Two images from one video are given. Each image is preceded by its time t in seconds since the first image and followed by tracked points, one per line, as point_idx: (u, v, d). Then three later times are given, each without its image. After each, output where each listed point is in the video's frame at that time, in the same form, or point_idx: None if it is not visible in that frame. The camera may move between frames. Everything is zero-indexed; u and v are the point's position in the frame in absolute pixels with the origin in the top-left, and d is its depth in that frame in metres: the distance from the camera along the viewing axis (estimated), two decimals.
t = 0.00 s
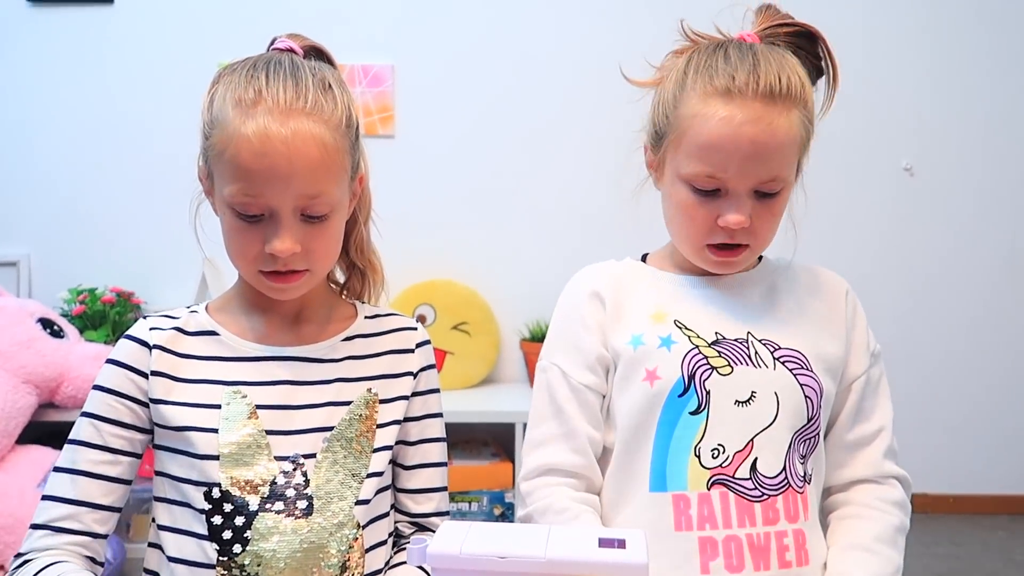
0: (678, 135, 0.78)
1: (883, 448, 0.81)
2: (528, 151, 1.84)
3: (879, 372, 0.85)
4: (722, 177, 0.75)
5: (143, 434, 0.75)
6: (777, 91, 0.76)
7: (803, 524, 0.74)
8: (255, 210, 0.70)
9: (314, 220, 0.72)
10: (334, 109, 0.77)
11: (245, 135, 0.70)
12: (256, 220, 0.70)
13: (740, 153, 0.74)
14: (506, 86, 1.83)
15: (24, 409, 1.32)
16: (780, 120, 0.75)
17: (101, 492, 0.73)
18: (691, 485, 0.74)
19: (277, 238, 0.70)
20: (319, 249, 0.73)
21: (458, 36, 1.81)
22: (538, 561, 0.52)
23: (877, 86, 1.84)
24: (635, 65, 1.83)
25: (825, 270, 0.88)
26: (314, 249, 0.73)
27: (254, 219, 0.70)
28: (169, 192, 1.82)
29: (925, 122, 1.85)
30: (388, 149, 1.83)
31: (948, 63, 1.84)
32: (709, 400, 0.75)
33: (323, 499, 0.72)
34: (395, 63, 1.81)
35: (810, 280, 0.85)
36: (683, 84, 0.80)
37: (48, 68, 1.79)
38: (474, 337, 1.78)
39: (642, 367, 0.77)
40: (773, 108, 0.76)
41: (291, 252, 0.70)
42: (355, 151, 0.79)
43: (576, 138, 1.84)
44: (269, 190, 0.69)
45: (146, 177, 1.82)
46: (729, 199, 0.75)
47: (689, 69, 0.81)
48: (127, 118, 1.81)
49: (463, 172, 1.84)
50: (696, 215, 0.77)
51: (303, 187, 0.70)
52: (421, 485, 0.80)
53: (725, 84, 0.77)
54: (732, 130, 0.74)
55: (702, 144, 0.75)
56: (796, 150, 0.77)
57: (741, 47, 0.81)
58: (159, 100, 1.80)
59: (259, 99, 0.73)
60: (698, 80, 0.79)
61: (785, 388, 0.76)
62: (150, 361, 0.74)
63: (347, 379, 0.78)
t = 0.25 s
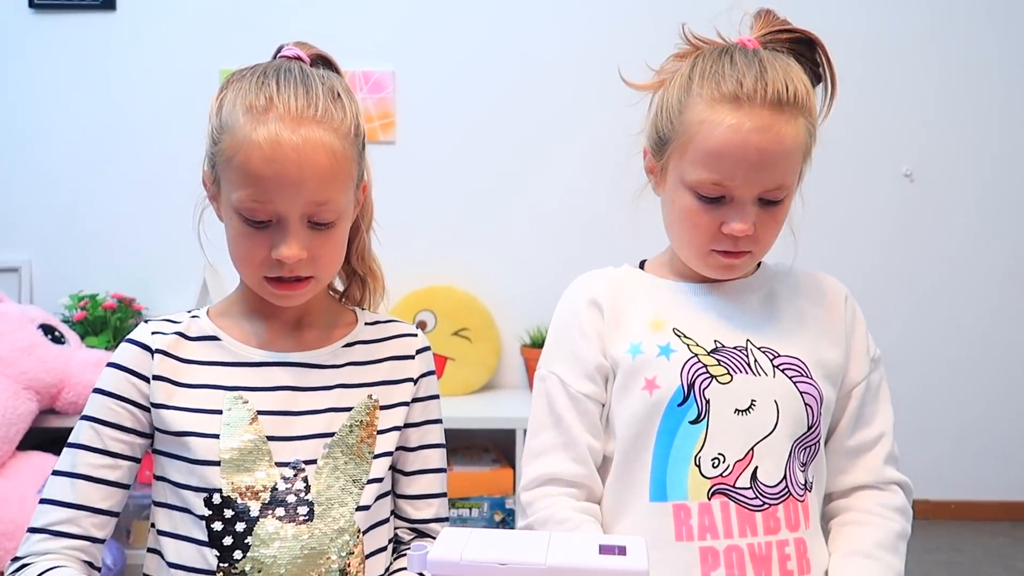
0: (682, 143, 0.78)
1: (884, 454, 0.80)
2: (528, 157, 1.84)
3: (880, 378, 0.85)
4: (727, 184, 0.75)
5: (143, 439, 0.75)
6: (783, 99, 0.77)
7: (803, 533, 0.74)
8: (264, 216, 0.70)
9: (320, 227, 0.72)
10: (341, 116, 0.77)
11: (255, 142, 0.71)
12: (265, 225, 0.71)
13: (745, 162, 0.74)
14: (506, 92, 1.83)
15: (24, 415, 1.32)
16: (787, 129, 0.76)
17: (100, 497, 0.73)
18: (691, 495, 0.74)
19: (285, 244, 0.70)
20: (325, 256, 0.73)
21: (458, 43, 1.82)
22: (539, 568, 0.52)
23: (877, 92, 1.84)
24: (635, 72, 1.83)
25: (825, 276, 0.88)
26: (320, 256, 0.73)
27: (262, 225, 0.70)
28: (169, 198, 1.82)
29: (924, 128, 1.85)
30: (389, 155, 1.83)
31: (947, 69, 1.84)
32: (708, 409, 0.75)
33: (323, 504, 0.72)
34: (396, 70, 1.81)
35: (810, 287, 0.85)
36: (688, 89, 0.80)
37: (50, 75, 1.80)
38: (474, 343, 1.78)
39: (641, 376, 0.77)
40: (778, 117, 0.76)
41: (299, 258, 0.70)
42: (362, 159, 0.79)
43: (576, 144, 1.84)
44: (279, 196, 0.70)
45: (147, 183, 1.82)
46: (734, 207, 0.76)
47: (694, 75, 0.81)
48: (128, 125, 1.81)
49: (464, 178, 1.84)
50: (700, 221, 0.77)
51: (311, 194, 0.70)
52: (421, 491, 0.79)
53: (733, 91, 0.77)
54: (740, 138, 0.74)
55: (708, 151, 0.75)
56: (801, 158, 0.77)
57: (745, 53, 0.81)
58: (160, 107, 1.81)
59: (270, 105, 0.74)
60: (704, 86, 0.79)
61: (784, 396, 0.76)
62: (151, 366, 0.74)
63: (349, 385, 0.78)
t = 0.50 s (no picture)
0: (680, 150, 0.78)
1: (884, 459, 0.80)
2: (527, 162, 1.84)
3: (880, 383, 0.85)
4: (725, 193, 0.75)
5: (143, 443, 0.75)
6: (781, 106, 0.77)
7: (802, 538, 0.74)
8: (270, 220, 0.70)
9: (325, 232, 0.72)
10: (349, 121, 0.77)
11: (265, 146, 0.71)
12: (270, 229, 0.71)
13: (742, 171, 0.74)
14: (505, 98, 1.84)
15: (22, 420, 1.32)
16: (785, 137, 0.76)
17: (100, 501, 0.72)
18: (690, 501, 0.73)
19: (290, 249, 0.70)
20: (329, 261, 0.73)
21: (458, 49, 1.82)
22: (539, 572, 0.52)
23: (875, 97, 1.85)
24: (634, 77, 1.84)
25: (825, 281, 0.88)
26: (324, 260, 0.73)
27: (267, 229, 0.71)
28: (169, 202, 1.83)
29: (923, 133, 1.85)
30: (389, 160, 1.83)
31: (946, 75, 1.85)
32: (706, 415, 0.75)
33: (324, 509, 0.72)
34: (396, 75, 1.82)
35: (809, 292, 0.85)
36: (686, 96, 0.81)
37: (50, 80, 1.80)
38: (474, 348, 1.78)
39: (640, 382, 0.77)
40: (777, 125, 0.76)
41: (303, 262, 0.71)
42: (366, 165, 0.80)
43: (576, 150, 1.84)
44: (287, 201, 0.70)
45: (146, 188, 1.82)
46: (732, 215, 0.76)
47: (692, 81, 0.81)
48: (128, 130, 1.81)
49: (463, 183, 1.84)
50: (697, 229, 0.78)
51: (318, 199, 0.71)
52: (421, 495, 0.79)
53: (730, 100, 0.77)
54: (738, 145, 0.74)
55: (705, 159, 0.76)
56: (799, 166, 0.78)
57: (744, 59, 0.81)
58: (160, 111, 1.81)
59: (279, 109, 0.74)
60: (701, 92, 0.79)
61: (783, 401, 0.76)
62: (152, 370, 0.74)
63: (349, 389, 0.78)
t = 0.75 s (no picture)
0: (677, 154, 0.79)
1: (885, 464, 0.80)
2: (527, 166, 1.85)
3: (880, 388, 0.85)
4: (722, 198, 0.75)
5: (145, 447, 0.75)
6: (779, 111, 0.77)
7: (799, 543, 0.74)
8: (286, 213, 0.70)
9: (342, 227, 0.72)
10: (360, 117, 0.78)
11: (285, 138, 0.71)
12: (287, 223, 0.71)
13: (740, 175, 0.74)
14: (505, 102, 1.84)
15: (21, 424, 1.32)
16: (782, 142, 0.76)
17: (104, 506, 0.73)
18: (689, 506, 0.73)
19: (309, 243, 0.70)
20: (344, 259, 0.74)
21: (458, 54, 1.83)
22: None
23: (874, 102, 1.85)
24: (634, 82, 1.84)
25: (825, 285, 0.88)
26: (341, 256, 0.73)
27: (285, 223, 0.71)
28: (169, 207, 1.83)
29: (922, 138, 1.86)
30: (389, 164, 1.84)
31: (945, 80, 1.85)
32: (705, 420, 0.75)
33: (326, 513, 0.72)
34: (396, 79, 1.82)
35: (809, 296, 0.85)
36: (684, 101, 0.81)
37: (50, 84, 1.80)
38: (473, 352, 1.78)
39: (638, 387, 0.77)
40: (775, 129, 0.76)
41: (321, 257, 0.71)
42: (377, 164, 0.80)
43: (575, 154, 1.84)
44: (307, 194, 0.70)
45: (146, 192, 1.82)
46: (730, 220, 0.76)
47: (690, 85, 0.81)
48: (128, 134, 1.81)
49: (463, 188, 1.84)
50: (696, 234, 0.78)
51: (337, 193, 0.71)
52: (419, 497, 0.79)
53: (725, 105, 0.77)
54: (734, 151, 0.74)
55: (703, 165, 0.76)
56: (797, 170, 0.78)
57: (742, 63, 0.81)
58: (160, 115, 1.81)
59: (296, 104, 0.74)
60: (698, 98, 0.80)
61: (782, 406, 0.76)
62: (150, 374, 0.74)
63: (351, 391, 0.77)
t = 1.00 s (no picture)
0: (674, 157, 0.79)
1: (881, 467, 0.81)
2: (524, 168, 1.85)
3: (875, 391, 0.85)
4: (718, 203, 0.75)
5: (142, 463, 0.74)
6: (775, 114, 0.77)
7: (796, 545, 0.74)
8: (273, 202, 0.70)
9: (330, 221, 0.72)
10: (360, 115, 0.78)
11: (278, 128, 0.71)
12: (273, 212, 0.70)
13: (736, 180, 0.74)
14: (502, 105, 1.84)
15: (15, 428, 1.31)
16: (777, 147, 0.76)
17: (114, 521, 0.74)
18: (686, 508, 0.73)
19: (291, 232, 0.70)
20: (328, 255, 0.73)
21: (455, 56, 1.83)
22: None
23: (869, 105, 1.86)
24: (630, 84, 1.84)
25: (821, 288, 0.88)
26: (324, 252, 0.72)
27: (272, 211, 0.70)
28: (163, 208, 1.82)
29: (917, 141, 1.86)
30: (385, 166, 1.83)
31: (939, 83, 1.86)
32: (702, 422, 0.75)
33: (320, 518, 0.72)
34: (392, 82, 1.82)
35: (804, 298, 0.85)
36: (680, 103, 0.81)
37: (45, 85, 1.79)
38: (469, 355, 1.78)
39: (636, 390, 0.77)
40: (771, 134, 0.77)
41: (304, 245, 0.70)
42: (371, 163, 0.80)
43: (572, 157, 1.85)
44: (296, 183, 0.70)
45: (141, 194, 1.82)
46: (725, 225, 0.76)
47: (686, 88, 0.82)
48: (122, 135, 1.81)
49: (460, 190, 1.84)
50: (692, 237, 0.78)
51: (325, 185, 0.71)
52: (409, 492, 0.79)
53: (722, 110, 0.77)
54: (730, 155, 0.75)
55: (699, 168, 0.76)
56: (793, 174, 0.78)
57: (738, 65, 0.81)
58: (155, 117, 1.81)
59: (294, 95, 0.74)
60: (695, 101, 0.80)
61: (779, 409, 0.76)
62: (133, 393, 0.73)
63: (339, 392, 0.77)
